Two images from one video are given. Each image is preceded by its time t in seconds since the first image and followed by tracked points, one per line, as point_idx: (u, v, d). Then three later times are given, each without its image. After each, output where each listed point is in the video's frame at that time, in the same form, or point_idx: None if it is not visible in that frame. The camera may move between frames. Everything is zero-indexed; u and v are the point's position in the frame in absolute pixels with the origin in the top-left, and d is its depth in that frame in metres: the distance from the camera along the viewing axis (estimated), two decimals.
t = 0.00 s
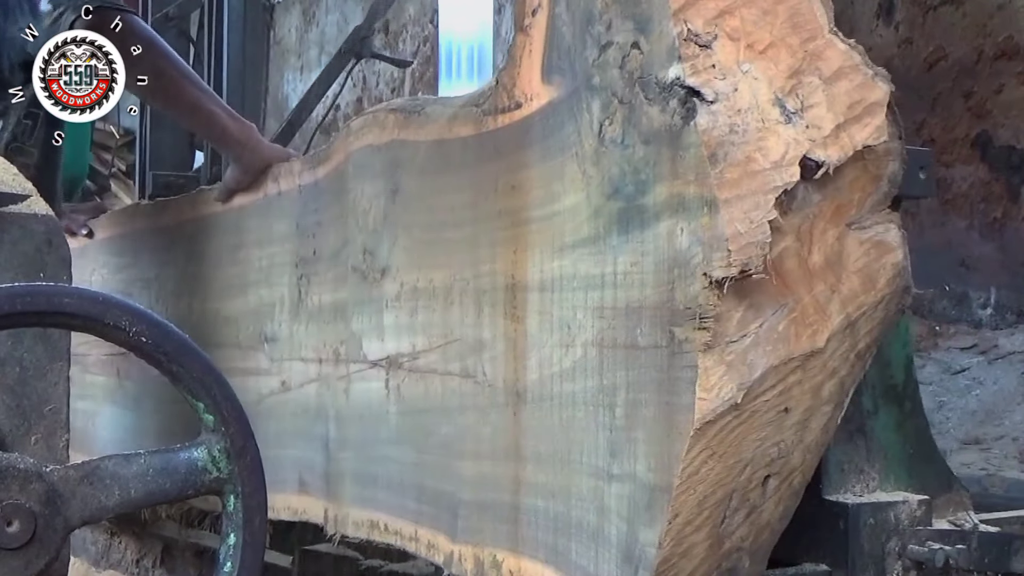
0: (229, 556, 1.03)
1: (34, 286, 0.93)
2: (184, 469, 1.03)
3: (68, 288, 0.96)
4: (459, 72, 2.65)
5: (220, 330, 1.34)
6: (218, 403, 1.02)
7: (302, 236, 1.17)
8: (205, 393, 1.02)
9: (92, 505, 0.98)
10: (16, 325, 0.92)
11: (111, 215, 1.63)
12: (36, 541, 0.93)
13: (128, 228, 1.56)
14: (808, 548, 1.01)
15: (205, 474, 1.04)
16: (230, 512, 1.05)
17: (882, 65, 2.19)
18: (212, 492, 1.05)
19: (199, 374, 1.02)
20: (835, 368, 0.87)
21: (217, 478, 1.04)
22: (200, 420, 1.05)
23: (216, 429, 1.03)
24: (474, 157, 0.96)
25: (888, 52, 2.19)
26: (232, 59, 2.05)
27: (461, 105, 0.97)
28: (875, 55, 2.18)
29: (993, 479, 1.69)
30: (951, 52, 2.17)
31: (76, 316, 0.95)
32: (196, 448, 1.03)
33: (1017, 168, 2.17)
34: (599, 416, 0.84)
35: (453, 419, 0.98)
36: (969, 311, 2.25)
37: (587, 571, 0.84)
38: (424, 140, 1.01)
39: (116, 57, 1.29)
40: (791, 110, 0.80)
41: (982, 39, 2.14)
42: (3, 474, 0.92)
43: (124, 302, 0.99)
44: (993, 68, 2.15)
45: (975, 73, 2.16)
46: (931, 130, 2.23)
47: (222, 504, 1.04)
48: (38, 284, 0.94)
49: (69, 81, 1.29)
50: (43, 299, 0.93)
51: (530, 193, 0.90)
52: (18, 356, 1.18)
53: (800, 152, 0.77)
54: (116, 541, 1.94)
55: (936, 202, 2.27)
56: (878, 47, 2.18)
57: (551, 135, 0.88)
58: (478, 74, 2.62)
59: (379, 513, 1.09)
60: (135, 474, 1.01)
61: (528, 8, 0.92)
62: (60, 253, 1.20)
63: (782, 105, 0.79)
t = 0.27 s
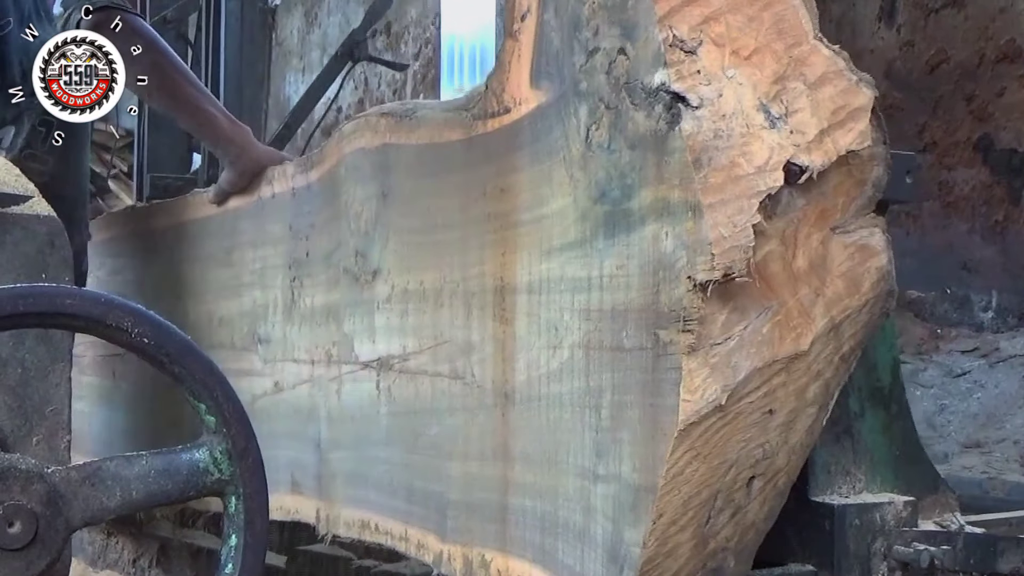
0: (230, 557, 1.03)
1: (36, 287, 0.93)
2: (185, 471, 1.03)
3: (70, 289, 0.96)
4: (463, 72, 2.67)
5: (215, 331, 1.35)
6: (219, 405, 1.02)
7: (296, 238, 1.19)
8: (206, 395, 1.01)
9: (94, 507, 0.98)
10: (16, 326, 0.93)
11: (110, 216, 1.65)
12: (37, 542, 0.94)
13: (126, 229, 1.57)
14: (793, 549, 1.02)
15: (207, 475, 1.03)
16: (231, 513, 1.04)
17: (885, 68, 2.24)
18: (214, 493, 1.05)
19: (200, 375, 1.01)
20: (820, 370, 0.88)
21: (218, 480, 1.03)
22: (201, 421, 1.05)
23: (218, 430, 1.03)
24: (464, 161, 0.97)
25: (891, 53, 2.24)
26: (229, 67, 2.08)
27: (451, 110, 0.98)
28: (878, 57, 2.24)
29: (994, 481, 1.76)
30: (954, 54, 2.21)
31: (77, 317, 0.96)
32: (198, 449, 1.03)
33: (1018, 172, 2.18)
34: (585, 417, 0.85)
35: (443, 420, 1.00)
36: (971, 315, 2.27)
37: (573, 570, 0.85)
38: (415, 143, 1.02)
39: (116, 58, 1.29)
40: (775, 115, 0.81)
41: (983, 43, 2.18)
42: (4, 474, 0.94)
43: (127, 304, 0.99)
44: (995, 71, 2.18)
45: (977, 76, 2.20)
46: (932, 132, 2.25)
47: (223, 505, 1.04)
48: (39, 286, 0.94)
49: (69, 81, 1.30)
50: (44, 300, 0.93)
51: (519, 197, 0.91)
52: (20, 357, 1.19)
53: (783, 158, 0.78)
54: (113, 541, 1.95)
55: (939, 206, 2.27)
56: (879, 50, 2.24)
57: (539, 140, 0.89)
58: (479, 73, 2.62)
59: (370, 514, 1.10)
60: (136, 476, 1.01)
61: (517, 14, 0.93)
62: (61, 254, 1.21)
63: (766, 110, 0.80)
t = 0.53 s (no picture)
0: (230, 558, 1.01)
1: (36, 288, 0.93)
2: (185, 472, 1.01)
3: (70, 289, 0.95)
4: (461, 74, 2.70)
5: (210, 332, 1.37)
6: (219, 405, 1.01)
7: (288, 241, 1.20)
8: (205, 395, 1.00)
9: (94, 508, 0.97)
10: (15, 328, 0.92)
11: (106, 218, 1.66)
12: (37, 543, 0.93)
13: (122, 231, 1.59)
14: (778, 548, 1.03)
15: (207, 477, 1.02)
16: (231, 515, 1.03)
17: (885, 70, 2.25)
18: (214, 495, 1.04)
19: (201, 376, 1.00)
20: (803, 372, 0.89)
21: (219, 481, 1.02)
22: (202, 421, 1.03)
23: (218, 431, 1.02)
24: (453, 164, 0.98)
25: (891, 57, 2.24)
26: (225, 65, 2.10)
27: (441, 113, 0.99)
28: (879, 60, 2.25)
29: (994, 483, 1.73)
30: (954, 57, 2.21)
31: (78, 318, 0.95)
32: (199, 450, 1.02)
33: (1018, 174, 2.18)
34: (571, 418, 0.86)
35: (432, 420, 1.01)
36: (971, 317, 2.24)
37: (558, 569, 0.86)
38: (405, 147, 1.03)
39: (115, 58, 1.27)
40: (759, 119, 0.81)
41: (983, 45, 2.18)
42: (4, 476, 0.93)
43: (128, 304, 0.98)
44: (996, 73, 2.18)
45: (978, 78, 2.19)
46: (932, 135, 2.24)
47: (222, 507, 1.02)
48: (40, 286, 0.94)
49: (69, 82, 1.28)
50: (45, 301, 0.93)
51: (507, 200, 0.93)
52: (20, 358, 1.20)
53: (766, 162, 0.79)
54: (110, 541, 1.96)
55: (940, 209, 2.26)
56: (880, 52, 2.25)
57: (526, 144, 0.90)
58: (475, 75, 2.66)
59: (361, 513, 1.12)
60: (137, 476, 1.00)
61: (505, 20, 0.95)
62: (62, 255, 1.22)
63: (750, 114, 0.81)
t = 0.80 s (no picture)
0: (233, 559, 1.01)
1: (39, 289, 0.93)
2: (188, 473, 1.01)
3: (72, 290, 0.96)
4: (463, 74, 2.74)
5: (207, 333, 1.38)
6: (221, 406, 1.01)
7: (283, 242, 1.21)
8: (207, 396, 1.00)
9: (97, 509, 0.97)
10: (19, 329, 0.93)
11: (106, 220, 1.67)
12: (40, 545, 0.94)
13: (121, 233, 1.60)
14: (770, 548, 1.03)
15: (209, 477, 1.02)
16: (233, 516, 1.02)
17: (886, 71, 2.47)
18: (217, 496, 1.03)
19: (202, 378, 1.00)
20: (794, 372, 0.89)
21: (221, 482, 1.02)
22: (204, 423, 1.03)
23: (220, 432, 1.02)
24: (446, 166, 0.99)
25: (893, 57, 2.46)
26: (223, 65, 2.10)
27: (435, 116, 1.00)
28: (881, 59, 2.49)
29: (995, 485, 1.74)
30: (955, 59, 2.39)
31: (80, 318, 0.95)
32: (201, 451, 1.02)
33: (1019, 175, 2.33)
34: (564, 418, 0.87)
35: (426, 421, 1.02)
36: (973, 318, 2.39)
37: (551, 567, 0.87)
38: (399, 149, 1.04)
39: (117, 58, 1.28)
40: (749, 122, 0.82)
41: (986, 46, 2.35)
42: (7, 476, 0.93)
43: (130, 306, 0.99)
44: (998, 73, 2.34)
45: (980, 79, 2.36)
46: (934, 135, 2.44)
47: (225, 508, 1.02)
48: (43, 288, 0.94)
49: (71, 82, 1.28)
50: (47, 302, 0.93)
51: (499, 201, 0.93)
52: (22, 360, 1.21)
53: (756, 163, 0.79)
54: (109, 541, 1.97)
55: (941, 210, 2.44)
56: (881, 53, 2.48)
57: (519, 146, 0.91)
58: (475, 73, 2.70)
59: (356, 513, 1.13)
60: (138, 478, 1.00)
61: (497, 22, 0.95)
62: (62, 256, 1.22)
63: (740, 117, 0.82)
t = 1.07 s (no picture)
0: (233, 561, 1.01)
1: (38, 293, 0.93)
2: (187, 476, 1.02)
3: (71, 294, 0.96)
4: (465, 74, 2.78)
5: (204, 335, 1.38)
6: (221, 409, 1.01)
7: (280, 245, 1.22)
8: (207, 399, 1.00)
9: (97, 512, 0.97)
10: (20, 333, 0.93)
11: (103, 223, 1.68)
12: (40, 548, 0.94)
13: (119, 237, 1.61)
14: (762, 548, 1.04)
15: (209, 480, 1.02)
16: (234, 519, 1.03)
17: (887, 72, 2.72)
18: (217, 499, 1.04)
19: (202, 381, 1.01)
20: (786, 373, 0.90)
21: (221, 485, 1.02)
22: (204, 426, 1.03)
23: (220, 435, 1.02)
24: (440, 169, 0.99)
25: (894, 58, 2.71)
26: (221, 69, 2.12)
27: (428, 119, 1.01)
28: (882, 61, 2.74)
29: (997, 485, 1.73)
30: (956, 59, 2.61)
31: (79, 322, 0.95)
32: (201, 454, 1.03)
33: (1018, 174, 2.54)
34: (557, 419, 0.87)
35: (421, 423, 1.03)
36: (974, 318, 2.61)
37: (545, 568, 0.88)
38: (393, 152, 1.04)
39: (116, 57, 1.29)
40: (740, 124, 0.82)
41: (988, 46, 2.55)
42: (8, 480, 0.93)
43: (129, 309, 0.99)
44: (998, 74, 2.54)
45: (980, 79, 2.57)
46: (936, 135, 2.65)
47: (226, 511, 1.02)
48: (42, 292, 0.94)
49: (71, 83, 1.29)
50: (47, 306, 0.93)
51: (493, 204, 0.94)
52: (23, 363, 1.21)
53: (747, 166, 0.80)
54: (109, 544, 1.97)
55: (942, 210, 2.67)
56: (881, 52, 2.74)
57: (512, 149, 0.92)
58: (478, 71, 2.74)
59: (352, 514, 1.13)
60: (139, 481, 1.00)
61: (489, 26, 0.96)
62: (63, 259, 1.23)
63: (730, 119, 0.82)
